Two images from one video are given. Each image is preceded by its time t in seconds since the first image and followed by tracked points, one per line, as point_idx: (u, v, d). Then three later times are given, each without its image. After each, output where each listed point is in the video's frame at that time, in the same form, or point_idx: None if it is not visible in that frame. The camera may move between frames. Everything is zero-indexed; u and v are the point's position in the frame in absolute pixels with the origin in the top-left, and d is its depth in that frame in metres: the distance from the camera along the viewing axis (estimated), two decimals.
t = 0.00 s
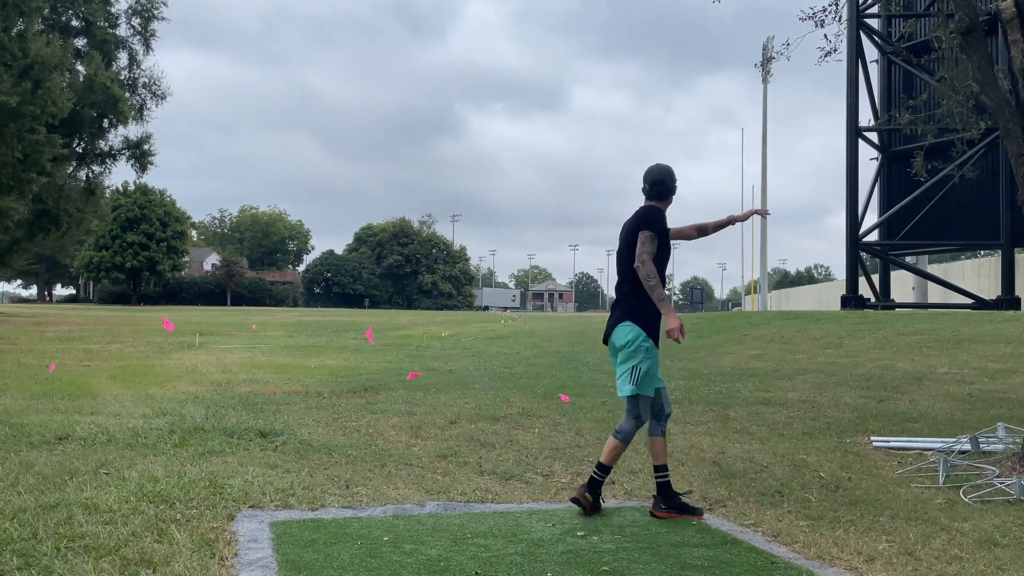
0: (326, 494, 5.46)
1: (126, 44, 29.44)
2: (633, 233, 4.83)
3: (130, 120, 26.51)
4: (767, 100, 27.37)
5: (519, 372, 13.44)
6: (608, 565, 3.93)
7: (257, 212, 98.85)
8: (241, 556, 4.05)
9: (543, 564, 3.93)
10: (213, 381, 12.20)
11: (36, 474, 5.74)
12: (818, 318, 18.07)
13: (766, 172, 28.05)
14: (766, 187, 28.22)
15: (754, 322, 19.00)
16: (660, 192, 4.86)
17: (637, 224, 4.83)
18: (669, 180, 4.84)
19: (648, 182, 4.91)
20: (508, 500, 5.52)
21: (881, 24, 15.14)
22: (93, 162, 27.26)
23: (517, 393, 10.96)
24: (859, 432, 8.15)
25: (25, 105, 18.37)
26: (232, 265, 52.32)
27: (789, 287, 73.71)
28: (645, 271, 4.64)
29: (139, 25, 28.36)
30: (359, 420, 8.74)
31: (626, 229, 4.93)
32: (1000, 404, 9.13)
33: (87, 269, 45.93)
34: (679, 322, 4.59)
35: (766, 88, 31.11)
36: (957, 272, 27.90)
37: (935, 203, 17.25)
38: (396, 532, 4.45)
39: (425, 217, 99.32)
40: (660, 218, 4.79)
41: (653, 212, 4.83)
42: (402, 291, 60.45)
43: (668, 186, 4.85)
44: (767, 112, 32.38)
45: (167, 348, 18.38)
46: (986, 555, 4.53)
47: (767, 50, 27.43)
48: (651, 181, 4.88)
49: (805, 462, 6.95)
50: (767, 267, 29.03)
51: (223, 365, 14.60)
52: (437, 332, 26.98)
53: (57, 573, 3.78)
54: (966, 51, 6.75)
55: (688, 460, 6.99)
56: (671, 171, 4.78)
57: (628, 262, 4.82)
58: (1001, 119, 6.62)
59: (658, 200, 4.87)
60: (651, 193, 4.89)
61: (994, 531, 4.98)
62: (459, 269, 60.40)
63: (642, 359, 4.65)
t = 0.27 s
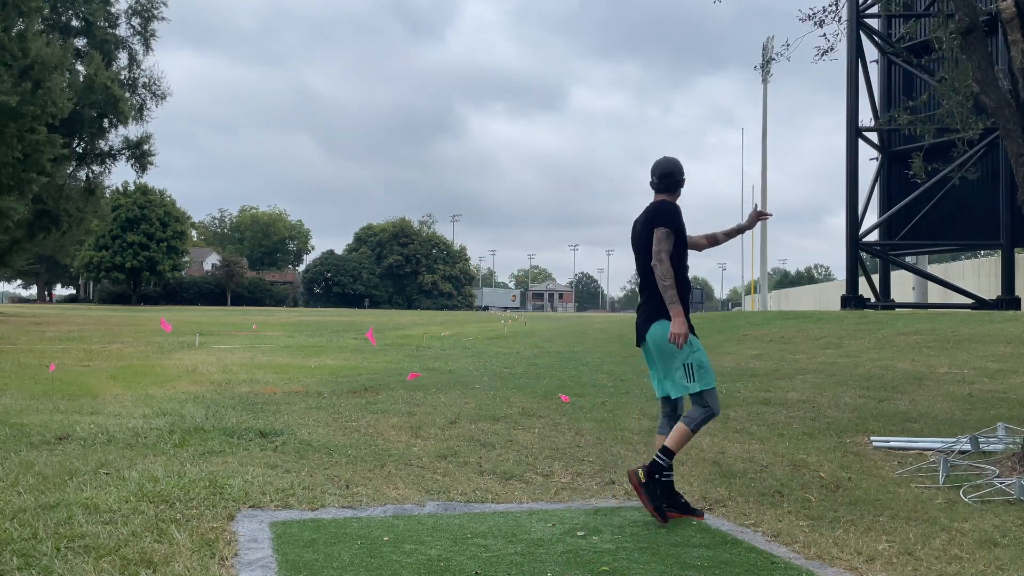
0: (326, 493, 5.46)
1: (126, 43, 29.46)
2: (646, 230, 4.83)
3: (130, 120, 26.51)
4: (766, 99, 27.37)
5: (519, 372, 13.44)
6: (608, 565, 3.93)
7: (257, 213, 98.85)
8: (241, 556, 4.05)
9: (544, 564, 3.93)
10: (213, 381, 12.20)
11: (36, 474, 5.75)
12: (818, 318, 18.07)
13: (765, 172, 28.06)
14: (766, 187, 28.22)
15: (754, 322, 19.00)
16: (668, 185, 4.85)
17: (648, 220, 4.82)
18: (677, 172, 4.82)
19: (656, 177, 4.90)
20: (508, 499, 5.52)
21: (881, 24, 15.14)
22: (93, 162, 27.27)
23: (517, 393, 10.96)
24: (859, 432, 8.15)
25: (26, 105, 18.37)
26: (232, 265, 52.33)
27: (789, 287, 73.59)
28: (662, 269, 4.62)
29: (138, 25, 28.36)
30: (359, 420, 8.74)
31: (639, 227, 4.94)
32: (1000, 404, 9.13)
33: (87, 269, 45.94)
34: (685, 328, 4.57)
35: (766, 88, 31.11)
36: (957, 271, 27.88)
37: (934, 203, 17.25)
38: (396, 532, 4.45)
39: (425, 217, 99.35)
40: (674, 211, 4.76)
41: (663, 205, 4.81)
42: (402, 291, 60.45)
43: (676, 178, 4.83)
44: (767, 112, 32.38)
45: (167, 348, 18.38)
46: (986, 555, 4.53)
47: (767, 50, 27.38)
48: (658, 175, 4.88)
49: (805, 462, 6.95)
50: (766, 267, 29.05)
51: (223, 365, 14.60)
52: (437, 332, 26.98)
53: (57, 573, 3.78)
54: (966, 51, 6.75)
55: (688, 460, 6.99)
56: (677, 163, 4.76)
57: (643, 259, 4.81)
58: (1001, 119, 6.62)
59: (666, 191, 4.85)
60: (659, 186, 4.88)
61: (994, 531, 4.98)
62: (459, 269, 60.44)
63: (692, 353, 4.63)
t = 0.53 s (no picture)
0: (325, 493, 5.46)
1: (126, 43, 29.46)
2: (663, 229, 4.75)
3: (130, 120, 26.52)
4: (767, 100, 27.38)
5: (519, 373, 13.44)
6: (607, 565, 3.93)
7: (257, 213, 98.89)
8: (241, 556, 4.05)
9: (544, 564, 3.93)
10: (213, 381, 12.20)
11: (36, 474, 5.75)
12: (818, 318, 18.07)
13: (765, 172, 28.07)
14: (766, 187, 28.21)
15: (754, 322, 19.00)
16: (678, 182, 4.78)
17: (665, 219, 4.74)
18: (685, 169, 4.76)
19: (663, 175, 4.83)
20: (508, 499, 5.52)
21: (881, 24, 15.14)
22: (93, 162, 27.28)
23: (517, 393, 10.96)
24: (859, 432, 8.15)
25: (26, 104, 18.37)
26: (232, 266, 52.35)
27: (789, 287, 73.63)
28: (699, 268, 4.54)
29: (138, 25, 28.36)
30: (359, 420, 8.74)
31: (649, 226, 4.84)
32: (1000, 404, 9.13)
33: (86, 269, 45.95)
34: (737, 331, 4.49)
35: (766, 88, 31.12)
36: (957, 271, 27.88)
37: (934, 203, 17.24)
38: (396, 532, 4.45)
39: (424, 217, 99.40)
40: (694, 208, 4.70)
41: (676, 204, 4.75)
42: (402, 291, 60.47)
43: (686, 176, 4.78)
44: (767, 112, 32.41)
45: (167, 348, 18.38)
46: (986, 555, 4.53)
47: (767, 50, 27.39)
48: (666, 173, 4.80)
49: (805, 462, 6.95)
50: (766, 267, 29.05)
51: (223, 365, 14.61)
52: (437, 332, 26.99)
53: (57, 573, 3.78)
54: (966, 51, 6.75)
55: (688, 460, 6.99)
56: (689, 161, 4.70)
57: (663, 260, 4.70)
58: (1001, 119, 6.61)
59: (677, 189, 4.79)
60: (668, 184, 4.81)
61: (994, 531, 4.98)
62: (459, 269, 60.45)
63: (716, 356, 4.57)
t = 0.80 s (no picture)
0: (325, 493, 5.46)
1: (126, 43, 29.47)
2: (678, 226, 4.42)
3: (130, 120, 26.53)
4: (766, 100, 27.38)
5: (519, 372, 13.43)
6: (607, 565, 3.92)
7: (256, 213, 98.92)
8: (241, 556, 4.05)
9: (544, 564, 3.93)
10: (213, 381, 12.21)
11: (36, 474, 5.74)
12: (818, 318, 18.08)
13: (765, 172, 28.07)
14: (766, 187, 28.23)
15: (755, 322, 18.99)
16: (691, 180, 4.47)
17: (681, 218, 4.42)
18: (698, 166, 4.47)
19: (673, 172, 4.51)
20: (508, 499, 5.52)
21: (881, 24, 15.13)
22: (93, 162, 27.29)
23: (517, 393, 10.96)
24: (859, 432, 8.15)
25: (26, 105, 18.38)
26: (232, 266, 52.39)
27: (789, 287, 73.73)
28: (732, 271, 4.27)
29: (138, 25, 28.36)
30: (359, 420, 8.74)
31: (658, 223, 4.48)
32: (1000, 404, 9.14)
33: (87, 269, 45.97)
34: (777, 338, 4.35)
35: (766, 88, 31.13)
36: (957, 272, 27.89)
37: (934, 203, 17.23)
38: (396, 532, 4.45)
39: (424, 217, 99.47)
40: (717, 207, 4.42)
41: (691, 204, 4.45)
42: (402, 291, 60.53)
43: (698, 174, 4.47)
44: (767, 113, 32.43)
45: (167, 348, 18.40)
46: (986, 555, 4.53)
47: (767, 49, 27.38)
48: (677, 170, 4.49)
49: (805, 462, 6.95)
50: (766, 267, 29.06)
51: (223, 365, 14.62)
52: (437, 332, 27.00)
53: (57, 573, 3.78)
54: (966, 51, 6.74)
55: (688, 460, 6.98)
56: (703, 159, 4.42)
57: (677, 262, 4.38)
58: (1001, 119, 6.61)
59: (690, 188, 4.49)
60: (678, 182, 4.49)
61: (994, 531, 4.98)
62: (459, 269, 60.53)
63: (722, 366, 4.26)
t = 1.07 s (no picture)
0: (326, 493, 5.46)
1: (126, 43, 29.46)
2: (686, 222, 4.40)
3: (130, 120, 26.52)
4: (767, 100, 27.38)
5: (519, 372, 13.43)
6: (607, 565, 3.92)
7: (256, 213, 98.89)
8: (241, 556, 4.05)
9: (543, 564, 3.93)
10: (213, 381, 12.21)
11: (36, 474, 5.74)
12: (818, 318, 18.07)
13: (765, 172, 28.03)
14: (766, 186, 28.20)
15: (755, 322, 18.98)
16: (699, 174, 4.45)
17: (690, 213, 4.40)
18: (707, 159, 4.44)
19: (681, 165, 4.48)
20: (508, 500, 5.52)
21: (881, 24, 15.13)
22: (93, 162, 27.30)
23: (517, 393, 10.95)
24: (859, 432, 8.15)
25: (26, 104, 18.38)
26: (232, 266, 52.38)
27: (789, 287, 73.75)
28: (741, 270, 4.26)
29: (138, 25, 28.36)
30: (359, 420, 8.74)
31: (665, 218, 4.45)
32: (1000, 404, 9.14)
33: (87, 269, 45.97)
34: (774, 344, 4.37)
35: (766, 88, 31.13)
36: (957, 272, 27.90)
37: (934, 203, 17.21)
38: (396, 532, 4.45)
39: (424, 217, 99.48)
40: (727, 202, 4.41)
41: (700, 199, 4.43)
42: (402, 291, 60.55)
43: (707, 168, 4.44)
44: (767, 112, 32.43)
45: (167, 348, 18.39)
46: (986, 555, 4.53)
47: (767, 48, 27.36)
48: (686, 163, 4.46)
49: (805, 463, 6.95)
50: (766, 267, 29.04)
51: (223, 365, 14.62)
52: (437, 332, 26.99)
53: (57, 573, 3.78)
54: (966, 51, 6.75)
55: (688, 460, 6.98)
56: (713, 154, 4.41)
57: (682, 259, 4.38)
58: (1001, 119, 6.61)
59: (698, 183, 4.46)
60: (686, 176, 4.46)
61: (994, 531, 4.98)
62: (459, 269, 60.55)
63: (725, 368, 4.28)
